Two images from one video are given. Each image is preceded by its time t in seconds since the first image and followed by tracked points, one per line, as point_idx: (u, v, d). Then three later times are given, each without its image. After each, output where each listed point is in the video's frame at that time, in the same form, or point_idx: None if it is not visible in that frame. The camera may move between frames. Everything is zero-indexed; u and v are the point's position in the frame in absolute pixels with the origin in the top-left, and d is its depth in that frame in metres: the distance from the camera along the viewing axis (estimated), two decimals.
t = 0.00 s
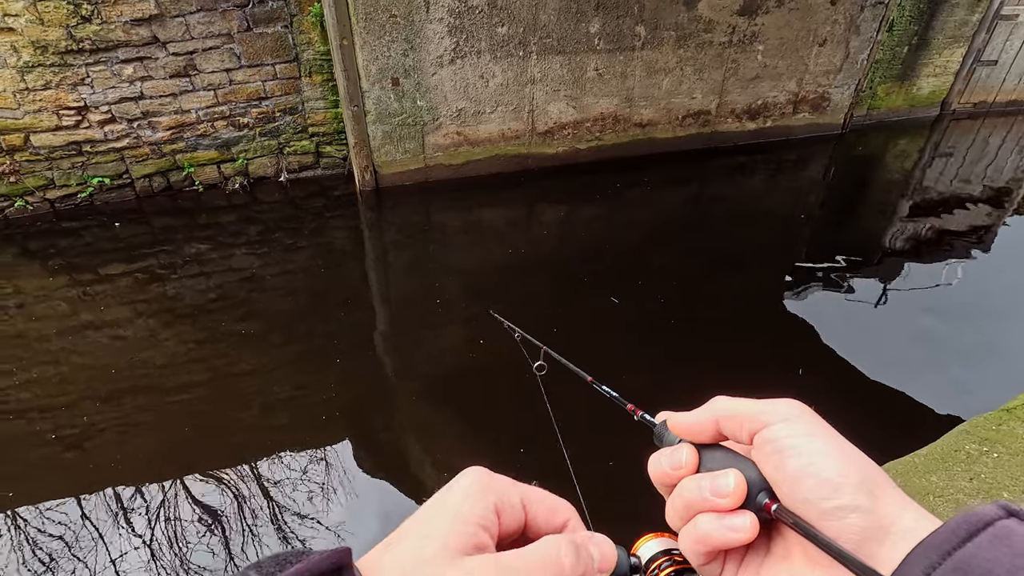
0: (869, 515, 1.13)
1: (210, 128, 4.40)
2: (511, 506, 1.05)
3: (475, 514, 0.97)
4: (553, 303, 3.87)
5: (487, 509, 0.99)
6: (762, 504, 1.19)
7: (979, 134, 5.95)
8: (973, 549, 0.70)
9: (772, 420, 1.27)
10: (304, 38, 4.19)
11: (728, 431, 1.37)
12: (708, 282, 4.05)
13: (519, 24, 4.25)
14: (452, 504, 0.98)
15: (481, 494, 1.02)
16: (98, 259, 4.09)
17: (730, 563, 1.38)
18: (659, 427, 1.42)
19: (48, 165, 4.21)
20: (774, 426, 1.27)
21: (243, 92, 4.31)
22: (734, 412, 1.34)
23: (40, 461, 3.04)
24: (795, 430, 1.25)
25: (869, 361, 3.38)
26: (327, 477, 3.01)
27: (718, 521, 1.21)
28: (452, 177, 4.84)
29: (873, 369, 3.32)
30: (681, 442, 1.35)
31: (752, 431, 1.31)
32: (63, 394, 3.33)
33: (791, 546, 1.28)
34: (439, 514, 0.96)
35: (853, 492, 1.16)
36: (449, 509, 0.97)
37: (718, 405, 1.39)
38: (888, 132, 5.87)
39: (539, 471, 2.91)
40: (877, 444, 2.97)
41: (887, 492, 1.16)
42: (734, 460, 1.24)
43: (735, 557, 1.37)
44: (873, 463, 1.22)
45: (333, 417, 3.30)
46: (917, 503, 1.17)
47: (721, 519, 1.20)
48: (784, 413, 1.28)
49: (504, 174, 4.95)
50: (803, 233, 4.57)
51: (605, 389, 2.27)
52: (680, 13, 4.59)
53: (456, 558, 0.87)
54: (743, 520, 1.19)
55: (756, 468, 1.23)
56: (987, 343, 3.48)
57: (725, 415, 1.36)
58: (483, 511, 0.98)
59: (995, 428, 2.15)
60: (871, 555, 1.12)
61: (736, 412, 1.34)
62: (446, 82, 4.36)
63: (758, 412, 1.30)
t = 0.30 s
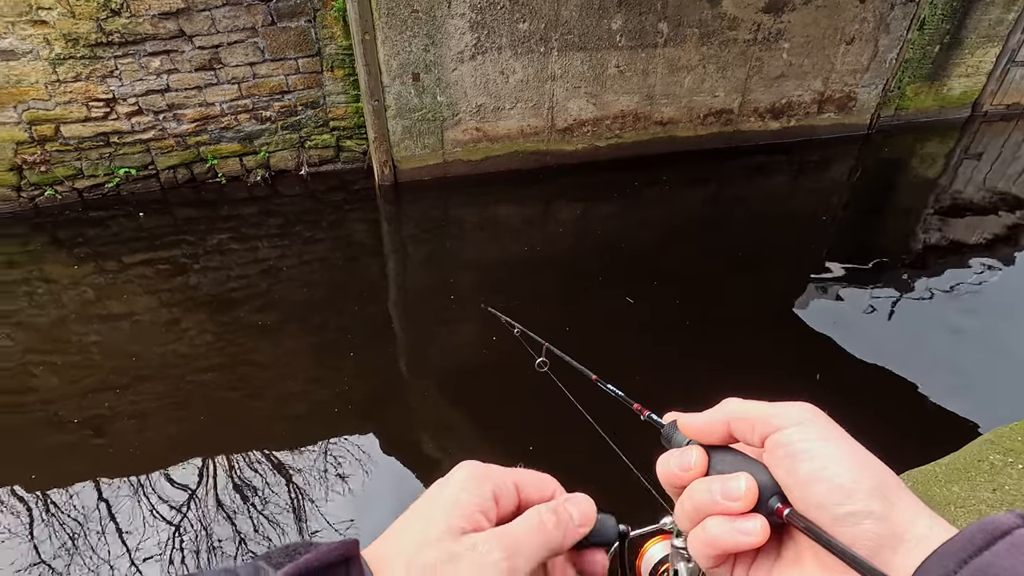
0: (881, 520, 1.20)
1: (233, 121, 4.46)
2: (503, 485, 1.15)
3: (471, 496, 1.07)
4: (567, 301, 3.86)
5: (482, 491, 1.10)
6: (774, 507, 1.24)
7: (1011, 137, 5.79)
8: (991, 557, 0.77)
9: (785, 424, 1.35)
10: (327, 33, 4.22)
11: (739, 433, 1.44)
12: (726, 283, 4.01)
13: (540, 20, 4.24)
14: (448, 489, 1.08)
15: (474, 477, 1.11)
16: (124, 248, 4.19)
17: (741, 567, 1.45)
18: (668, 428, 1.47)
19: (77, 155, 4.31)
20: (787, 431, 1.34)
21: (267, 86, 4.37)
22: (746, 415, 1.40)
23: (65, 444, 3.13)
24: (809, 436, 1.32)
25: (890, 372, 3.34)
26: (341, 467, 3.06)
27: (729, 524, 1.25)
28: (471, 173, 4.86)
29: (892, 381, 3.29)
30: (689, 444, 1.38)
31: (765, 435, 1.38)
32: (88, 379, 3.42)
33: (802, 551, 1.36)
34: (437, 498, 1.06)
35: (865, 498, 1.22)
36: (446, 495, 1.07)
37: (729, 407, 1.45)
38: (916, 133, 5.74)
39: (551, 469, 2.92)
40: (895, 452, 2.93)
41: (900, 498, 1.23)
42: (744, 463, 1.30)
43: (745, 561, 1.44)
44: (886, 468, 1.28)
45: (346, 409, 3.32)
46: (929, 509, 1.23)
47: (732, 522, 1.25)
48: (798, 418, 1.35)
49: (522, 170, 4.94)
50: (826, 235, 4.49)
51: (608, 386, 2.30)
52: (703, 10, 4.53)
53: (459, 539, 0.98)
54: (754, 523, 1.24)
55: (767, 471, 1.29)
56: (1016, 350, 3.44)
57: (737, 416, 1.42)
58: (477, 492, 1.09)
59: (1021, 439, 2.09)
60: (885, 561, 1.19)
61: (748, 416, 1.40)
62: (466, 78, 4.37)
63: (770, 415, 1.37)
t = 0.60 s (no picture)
0: (889, 523, 1.13)
1: (259, 112, 4.52)
2: (446, 429, 1.24)
3: (421, 444, 1.16)
4: (586, 298, 3.85)
5: (429, 437, 1.19)
6: (786, 507, 1.27)
7: None
8: (1002, 563, 0.77)
9: (804, 426, 1.30)
10: (352, 25, 4.24)
11: (761, 436, 1.40)
12: (748, 283, 3.95)
13: (566, 14, 4.20)
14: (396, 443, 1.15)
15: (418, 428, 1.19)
16: (153, 234, 4.28)
17: (755, 564, 1.44)
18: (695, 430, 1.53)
19: (109, 143, 4.41)
20: (805, 432, 1.29)
21: (293, 77, 4.41)
22: (767, 417, 1.37)
23: (92, 424, 3.23)
24: (826, 437, 1.27)
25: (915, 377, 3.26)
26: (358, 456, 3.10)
27: (741, 520, 1.29)
28: (493, 167, 4.86)
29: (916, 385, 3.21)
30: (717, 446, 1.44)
31: (783, 437, 1.34)
32: (115, 361, 3.51)
33: (815, 552, 1.32)
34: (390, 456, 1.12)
35: (877, 500, 1.16)
36: (397, 448, 1.14)
37: (753, 410, 1.42)
38: (952, 133, 5.57)
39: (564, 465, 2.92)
40: (916, 461, 2.87)
41: (915, 504, 1.16)
42: (763, 464, 1.34)
43: (761, 557, 1.43)
44: (906, 476, 1.21)
45: (363, 399, 3.36)
46: (949, 521, 1.15)
47: (744, 518, 1.28)
48: (818, 421, 1.31)
49: (544, 165, 4.93)
50: (854, 236, 4.39)
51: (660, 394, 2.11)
52: (732, 5, 4.45)
53: (422, 487, 1.06)
54: (765, 520, 1.27)
55: (784, 472, 1.32)
56: None
57: (759, 420, 1.39)
58: (424, 437, 1.18)
59: None
60: (890, 564, 1.11)
61: (770, 418, 1.37)
62: (490, 72, 4.36)
63: (790, 418, 1.33)
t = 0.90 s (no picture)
0: (854, 499, 1.18)
1: (285, 102, 4.57)
2: (442, 450, 1.28)
3: (415, 463, 1.19)
4: (603, 293, 3.83)
5: (422, 456, 1.22)
6: (755, 488, 1.29)
7: None
8: (955, 532, 0.83)
9: (770, 410, 1.36)
10: (378, 16, 4.25)
11: (728, 421, 1.46)
12: (769, 282, 3.90)
13: (592, 7, 4.16)
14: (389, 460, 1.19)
15: (413, 447, 1.23)
16: (179, 221, 4.37)
17: (722, 544, 1.45)
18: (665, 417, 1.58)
19: (139, 131, 4.50)
20: (771, 415, 1.35)
21: (318, 68, 4.45)
22: (735, 403, 1.43)
23: (118, 405, 3.32)
24: (791, 420, 1.33)
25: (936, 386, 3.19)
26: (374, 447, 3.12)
27: (712, 502, 1.30)
28: (514, 160, 4.85)
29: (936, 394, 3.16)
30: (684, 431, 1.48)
31: (750, 421, 1.40)
32: (142, 344, 3.60)
33: (781, 530, 1.35)
34: (381, 471, 1.16)
35: (842, 478, 1.22)
36: (389, 465, 1.18)
37: (719, 396, 1.48)
38: (987, 133, 5.41)
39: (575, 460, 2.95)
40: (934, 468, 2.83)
41: (877, 481, 1.21)
42: (733, 447, 1.36)
43: (727, 538, 1.44)
44: (868, 458, 1.27)
45: (378, 387, 3.41)
46: (907, 496, 1.21)
47: (715, 500, 1.30)
48: (784, 405, 1.37)
49: (565, 160, 4.90)
50: (879, 236, 4.30)
51: (620, 379, 2.32)
52: None
53: (414, 503, 1.10)
54: (735, 501, 1.28)
55: (752, 455, 1.34)
56: None
57: (726, 405, 1.45)
58: (418, 457, 1.21)
59: None
60: (854, 539, 1.15)
61: (737, 404, 1.43)
62: (513, 64, 4.34)
63: (758, 402, 1.39)
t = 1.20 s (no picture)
0: (814, 494, 1.20)
1: (302, 93, 4.59)
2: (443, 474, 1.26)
3: (411, 489, 1.18)
4: (614, 289, 3.81)
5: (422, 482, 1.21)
6: (717, 487, 1.28)
7: None
8: (910, 524, 0.91)
9: (730, 407, 1.35)
10: (395, 8, 4.25)
11: (689, 418, 1.43)
12: (783, 280, 3.85)
13: None
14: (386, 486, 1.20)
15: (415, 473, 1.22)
16: (197, 210, 4.43)
17: (685, 544, 1.44)
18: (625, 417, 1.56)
19: (159, 120, 4.56)
20: (732, 412, 1.34)
21: (335, 59, 4.46)
22: (696, 400, 1.41)
23: (134, 390, 3.39)
24: (750, 416, 1.32)
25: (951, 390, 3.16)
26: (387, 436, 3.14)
27: (675, 502, 1.28)
28: (529, 154, 4.83)
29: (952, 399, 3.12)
30: (645, 431, 1.46)
31: (710, 418, 1.38)
32: (159, 331, 3.67)
33: (742, 528, 1.34)
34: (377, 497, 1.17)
35: (802, 474, 1.22)
36: (386, 490, 1.18)
37: (679, 393, 1.46)
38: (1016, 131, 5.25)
39: (581, 456, 2.97)
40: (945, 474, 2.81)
41: (833, 475, 1.23)
42: (693, 445, 1.35)
43: (690, 538, 1.44)
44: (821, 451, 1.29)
45: (387, 378, 3.44)
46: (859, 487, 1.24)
47: (678, 499, 1.28)
48: (743, 401, 1.36)
49: (581, 153, 4.87)
50: (898, 236, 4.22)
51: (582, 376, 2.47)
52: None
53: (405, 532, 1.09)
54: (697, 501, 1.27)
55: (713, 454, 1.33)
56: None
57: (686, 402, 1.43)
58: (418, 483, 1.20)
59: None
60: (815, 534, 1.17)
61: (699, 401, 1.41)
62: (530, 57, 4.32)
63: (720, 400, 1.38)
